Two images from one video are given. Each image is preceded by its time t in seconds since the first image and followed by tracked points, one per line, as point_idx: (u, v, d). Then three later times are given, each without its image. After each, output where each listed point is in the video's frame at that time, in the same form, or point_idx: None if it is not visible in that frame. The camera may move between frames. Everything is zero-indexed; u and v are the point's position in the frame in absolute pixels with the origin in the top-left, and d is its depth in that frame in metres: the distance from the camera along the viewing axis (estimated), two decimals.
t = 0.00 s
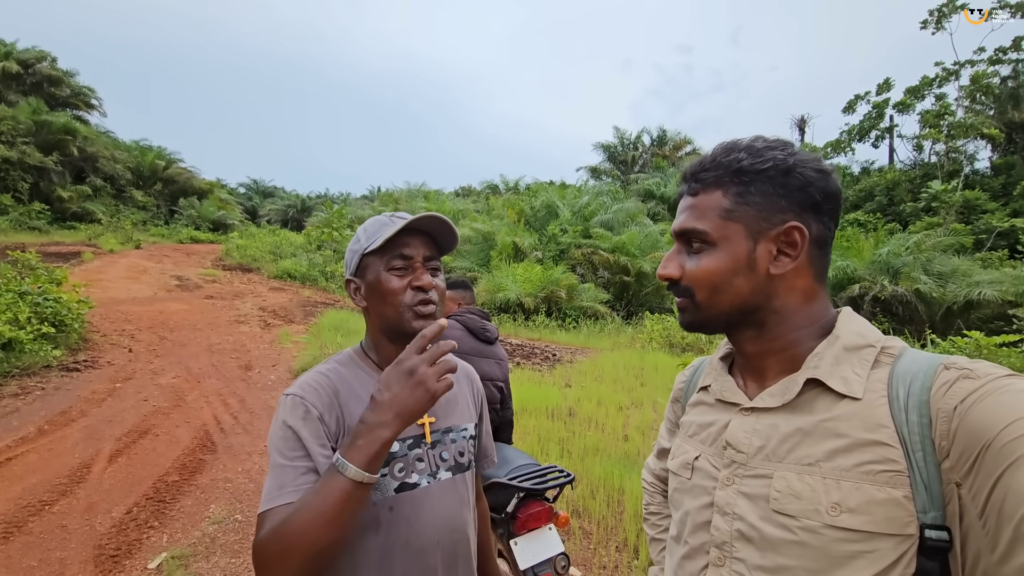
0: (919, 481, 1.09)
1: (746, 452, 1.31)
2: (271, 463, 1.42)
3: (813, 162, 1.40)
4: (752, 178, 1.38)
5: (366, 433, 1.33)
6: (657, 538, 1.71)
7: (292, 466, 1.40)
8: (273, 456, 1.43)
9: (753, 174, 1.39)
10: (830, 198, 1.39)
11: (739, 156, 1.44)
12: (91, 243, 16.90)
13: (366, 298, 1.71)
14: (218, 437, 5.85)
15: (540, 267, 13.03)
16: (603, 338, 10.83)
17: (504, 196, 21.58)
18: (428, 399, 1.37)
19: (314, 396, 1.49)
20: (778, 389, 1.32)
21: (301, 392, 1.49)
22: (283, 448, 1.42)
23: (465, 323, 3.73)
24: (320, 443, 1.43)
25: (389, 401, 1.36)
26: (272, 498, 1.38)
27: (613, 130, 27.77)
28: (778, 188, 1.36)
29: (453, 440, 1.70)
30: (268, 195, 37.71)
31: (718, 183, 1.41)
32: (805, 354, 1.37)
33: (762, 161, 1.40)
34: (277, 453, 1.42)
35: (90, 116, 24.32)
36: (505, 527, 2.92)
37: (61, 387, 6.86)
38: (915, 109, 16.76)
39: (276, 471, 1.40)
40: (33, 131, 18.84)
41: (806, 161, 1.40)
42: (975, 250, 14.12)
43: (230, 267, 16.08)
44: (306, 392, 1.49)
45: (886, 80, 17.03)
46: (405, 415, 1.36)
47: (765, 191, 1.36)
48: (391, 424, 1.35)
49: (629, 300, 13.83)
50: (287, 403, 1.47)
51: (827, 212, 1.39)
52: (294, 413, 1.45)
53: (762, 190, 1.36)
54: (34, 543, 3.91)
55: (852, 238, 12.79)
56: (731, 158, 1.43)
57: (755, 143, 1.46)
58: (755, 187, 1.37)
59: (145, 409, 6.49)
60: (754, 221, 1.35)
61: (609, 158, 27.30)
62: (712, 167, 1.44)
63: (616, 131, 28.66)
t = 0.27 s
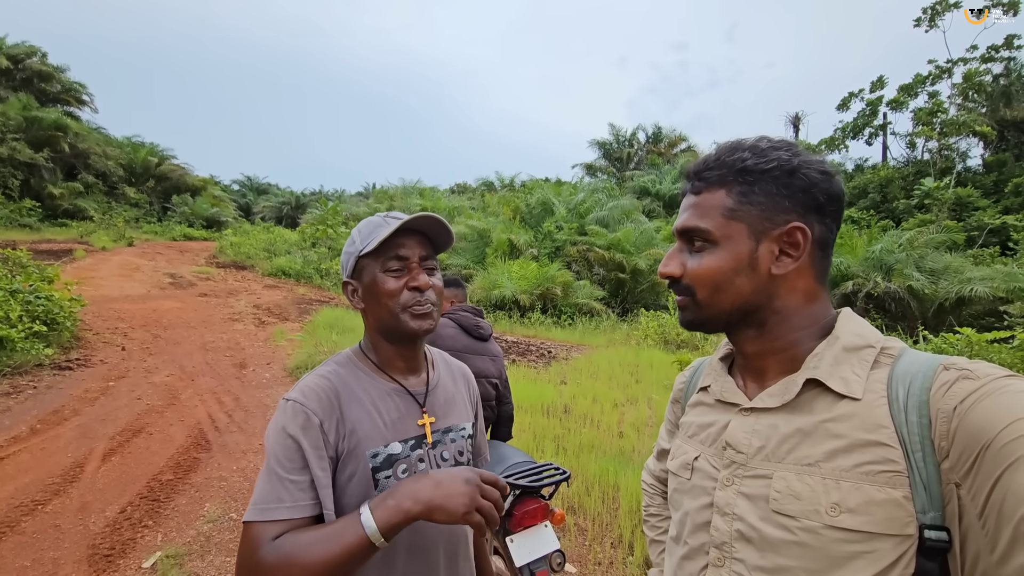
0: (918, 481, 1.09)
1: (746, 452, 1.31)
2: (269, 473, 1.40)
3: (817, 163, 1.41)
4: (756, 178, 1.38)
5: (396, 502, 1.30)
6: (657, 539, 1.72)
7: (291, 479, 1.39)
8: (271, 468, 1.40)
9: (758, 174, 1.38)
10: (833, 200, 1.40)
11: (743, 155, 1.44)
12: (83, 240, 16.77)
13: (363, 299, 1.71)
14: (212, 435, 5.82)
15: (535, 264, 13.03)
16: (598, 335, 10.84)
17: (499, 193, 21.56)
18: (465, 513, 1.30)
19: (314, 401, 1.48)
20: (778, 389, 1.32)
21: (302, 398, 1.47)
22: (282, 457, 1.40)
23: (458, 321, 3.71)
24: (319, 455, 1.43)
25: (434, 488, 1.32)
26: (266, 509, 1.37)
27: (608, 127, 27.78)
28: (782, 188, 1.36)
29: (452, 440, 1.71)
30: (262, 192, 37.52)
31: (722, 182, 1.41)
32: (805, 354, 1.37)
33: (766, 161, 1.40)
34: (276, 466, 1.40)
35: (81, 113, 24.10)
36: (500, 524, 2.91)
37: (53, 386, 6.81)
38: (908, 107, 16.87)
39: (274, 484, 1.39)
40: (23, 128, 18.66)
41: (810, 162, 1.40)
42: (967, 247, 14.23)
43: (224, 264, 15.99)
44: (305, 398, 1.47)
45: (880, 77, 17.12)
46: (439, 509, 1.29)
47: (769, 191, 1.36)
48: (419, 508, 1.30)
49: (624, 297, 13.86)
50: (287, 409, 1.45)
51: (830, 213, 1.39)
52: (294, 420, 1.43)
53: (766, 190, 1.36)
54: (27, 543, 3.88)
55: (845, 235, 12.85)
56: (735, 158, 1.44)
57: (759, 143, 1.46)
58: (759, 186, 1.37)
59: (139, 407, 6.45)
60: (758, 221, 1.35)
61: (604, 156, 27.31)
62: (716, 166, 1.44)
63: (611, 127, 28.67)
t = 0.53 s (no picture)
0: (917, 483, 1.09)
1: (744, 453, 1.31)
2: (248, 476, 1.40)
3: (817, 165, 1.41)
4: (756, 179, 1.38)
5: (355, 533, 1.29)
6: (656, 541, 1.72)
7: (267, 485, 1.39)
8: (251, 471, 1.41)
9: (758, 176, 1.38)
10: (833, 202, 1.40)
11: (743, 157, 1.44)
12: (74, 241, 16.63)
13: (359, 302, 1.71)
14: (205, 438, 5.78)
15: (530, 265, 13.02)
16: (593, 336, 10.85)
17: (494, 194, 21.55)
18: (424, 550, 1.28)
19: (303, 407, 1.46)
20: (777, 390, 1.32)
21: (291, 402, 1.47)
22: (264, 463, 1.40)
23: (454, 323, 3.71)
24: (299, 463, 1.42)
25: (395, 523, 1.29)
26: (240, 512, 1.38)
27: (603, 128, 27.84)
28: (782, 189, 1.37)
29: (448, 443, 1.70)
30: (255, 194, 37.35)
31: (722, 183, 1.41)
32: (805, 355, 1.37)
33: (766, 162, 1.40)
34: (257, 469, 1.40)
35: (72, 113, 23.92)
36: (496, 525, 2.90)
37: (44, 389, 6.74)
38: (899, 108, 16.98)
39: (252, 487, 1.39)
40: (13, 128, 18.50)
41: (809, 164, 1.41)
42: (957, 247, 14.35)
43: (217, 266, 15.89)
44: (294, 403, 1.46)
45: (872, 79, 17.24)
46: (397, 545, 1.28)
47: (769, 192, 1.36)
48: (376, 541, 1.28)
49: (619, 298, 13.88)
50: (276, 412, 1.45)
51: (829, 215, 1.40)
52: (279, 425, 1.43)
53: (766, 191, 1.36)
54: (17, 547, 3.84)
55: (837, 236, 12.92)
56: (735, 158, 1.43)
57: (759, 145, 1.46)
58: (759, 188, 1.37)
59: (131, 410, 6.40)
60: (757, 222, 1.35)
61: (599, 156, 27.36)
62: (716, 168, 1.44)
63: (605, 129, 28.72)
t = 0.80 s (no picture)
0: (918, 484, 1.09)
1: (745, 454, 1.31)
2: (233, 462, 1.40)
3: (816, 166, 1.41)
4: (756, 181, 1.38)
5: (324, 509, 1.24)
6: (656, 544, 1.71)
7: (248, 471, 1.38)
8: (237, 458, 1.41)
9: (758, 178, 1.38)
10: (833, 203, 1.40)
11: (743, 158, 1.43)
12: (67, 245, 16.53)
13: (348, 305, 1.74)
14: (199, 442, 5.74)
15: (526, 268, 13.02)
16: (589, 339, 10.85)
17: (490, 197, 21.56)
18: (387, 524, 1.19)
19: (293, 403, 1.47)
20: (777, 391, 1.32)
21: (283, 399, 1.48)
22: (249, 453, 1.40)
23: (452, 326, 3.70)
24: (279, 455, 1.41)
25: (363, 495, 1.23)
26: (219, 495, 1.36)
27: (598, 132, 27.91)
28: (782, 191, 1.37)
29: (441, 449, 1.67)
30: (250, 197, 37.24)
31: (722, 185, 1.40)
32: (805, 356, 1.37)
33: (766, 164, 1.40)
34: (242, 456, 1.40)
35: (66, 116, 23.81)
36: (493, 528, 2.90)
37: (36, 393, 6.69)
38: (892, 112, 17.09)
39: (235, 472, 1.39)
40: (6, 131, 18.40)
41: (808, 165, 1.41)
42: (951, 250, 14.44)
43: (212, 269, 15.83)
44: (287, 399, 1.47)
45: (865, 83, 17.36)
46: (362, 522, 1.21)
47: (769, 194, 1.36)
48: (346, 516, 1.22)
49: (615, 301, 13.90)
50: (267, 407, 1.47)
51: (829, 216, 1.40)
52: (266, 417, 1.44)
53: (766, 193, 1.36)
54: (8, 553, 3.80)
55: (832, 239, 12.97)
56: (734, 161, 1.43)
57: (758, 146, 1.46)
58: (760, 190, 1.36)
59: (124, 414, 6.35)
60: (758, 224, 1.35)
61: (594, 160, 27.43)
62: (715, 170, 1.44)
63: (601, 132, 28.80)
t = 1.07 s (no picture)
0: (916, 491, 1.09)
1: (743, 461, 1.31)
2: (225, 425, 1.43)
3: (806, 174, 1.42)
4: (748, 192, 1.38)
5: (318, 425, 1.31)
6: (654, 552, 1.70)
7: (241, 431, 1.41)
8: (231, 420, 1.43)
9: (749, 189, 1.39)
10: (825, 209, 1.40)
11: (732, 170, 1.44)
12: (67, 250, 16.53)
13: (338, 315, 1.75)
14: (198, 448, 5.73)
15: (525, 273, 13.03)
16: (588, 344, 10.85)
17: (489, 203, 21.60)
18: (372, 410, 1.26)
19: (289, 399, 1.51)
20: (775, 398, 1.33)
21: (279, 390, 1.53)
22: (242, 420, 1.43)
23: (452, 332, 3.70)
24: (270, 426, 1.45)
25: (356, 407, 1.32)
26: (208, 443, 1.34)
27: (598, 137, 28.00)
28: (774, 201, 1.37)
29: (433, 456, 1.67)
30: (250, 202, 37.29)
31: (714, 198, 1.41)
32: (802, 363, 1.37)
33: (756, 174, 1.41)
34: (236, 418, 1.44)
35: (67, 122, 23.88)
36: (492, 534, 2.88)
37: (34, 399, 6.68)
38: (890, 118, 17.17)
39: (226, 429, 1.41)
40: (7, 137, 18.45)
41: (798, 172, 1.42)
42: (949, 256, 14.46)
43: (211, 275, 15.84)
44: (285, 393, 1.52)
45: (863, 89, 17.45)
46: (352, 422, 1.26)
47: (761, 205, 1.36)
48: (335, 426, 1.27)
49: (614, 306, 13.90)
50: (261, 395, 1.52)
51: (822, 223, 1.40)
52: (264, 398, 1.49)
53: (758, 204, 1.37)
54: (5, 560, 3.78)
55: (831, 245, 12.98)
56: (725, 172, 1.44)
57: (747, 156, 1.47)
58: (751, 201, 1.37)
59: (123, 420, 6.34)
60: (752, 235, 1.35)
61: (594, 165, 27.50)
62: (706, 182, 1.45)
63: (600, 138, 28.89)
